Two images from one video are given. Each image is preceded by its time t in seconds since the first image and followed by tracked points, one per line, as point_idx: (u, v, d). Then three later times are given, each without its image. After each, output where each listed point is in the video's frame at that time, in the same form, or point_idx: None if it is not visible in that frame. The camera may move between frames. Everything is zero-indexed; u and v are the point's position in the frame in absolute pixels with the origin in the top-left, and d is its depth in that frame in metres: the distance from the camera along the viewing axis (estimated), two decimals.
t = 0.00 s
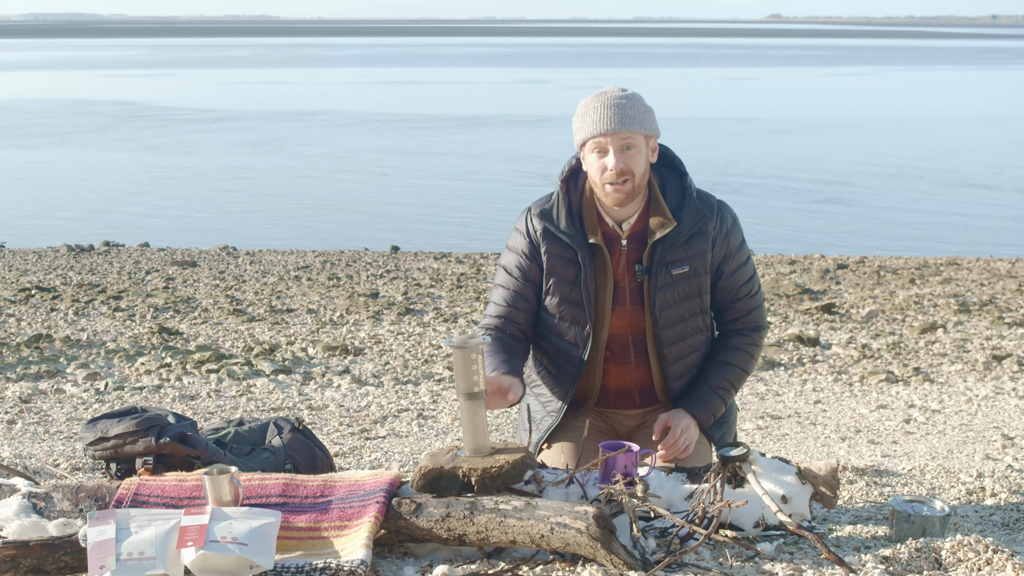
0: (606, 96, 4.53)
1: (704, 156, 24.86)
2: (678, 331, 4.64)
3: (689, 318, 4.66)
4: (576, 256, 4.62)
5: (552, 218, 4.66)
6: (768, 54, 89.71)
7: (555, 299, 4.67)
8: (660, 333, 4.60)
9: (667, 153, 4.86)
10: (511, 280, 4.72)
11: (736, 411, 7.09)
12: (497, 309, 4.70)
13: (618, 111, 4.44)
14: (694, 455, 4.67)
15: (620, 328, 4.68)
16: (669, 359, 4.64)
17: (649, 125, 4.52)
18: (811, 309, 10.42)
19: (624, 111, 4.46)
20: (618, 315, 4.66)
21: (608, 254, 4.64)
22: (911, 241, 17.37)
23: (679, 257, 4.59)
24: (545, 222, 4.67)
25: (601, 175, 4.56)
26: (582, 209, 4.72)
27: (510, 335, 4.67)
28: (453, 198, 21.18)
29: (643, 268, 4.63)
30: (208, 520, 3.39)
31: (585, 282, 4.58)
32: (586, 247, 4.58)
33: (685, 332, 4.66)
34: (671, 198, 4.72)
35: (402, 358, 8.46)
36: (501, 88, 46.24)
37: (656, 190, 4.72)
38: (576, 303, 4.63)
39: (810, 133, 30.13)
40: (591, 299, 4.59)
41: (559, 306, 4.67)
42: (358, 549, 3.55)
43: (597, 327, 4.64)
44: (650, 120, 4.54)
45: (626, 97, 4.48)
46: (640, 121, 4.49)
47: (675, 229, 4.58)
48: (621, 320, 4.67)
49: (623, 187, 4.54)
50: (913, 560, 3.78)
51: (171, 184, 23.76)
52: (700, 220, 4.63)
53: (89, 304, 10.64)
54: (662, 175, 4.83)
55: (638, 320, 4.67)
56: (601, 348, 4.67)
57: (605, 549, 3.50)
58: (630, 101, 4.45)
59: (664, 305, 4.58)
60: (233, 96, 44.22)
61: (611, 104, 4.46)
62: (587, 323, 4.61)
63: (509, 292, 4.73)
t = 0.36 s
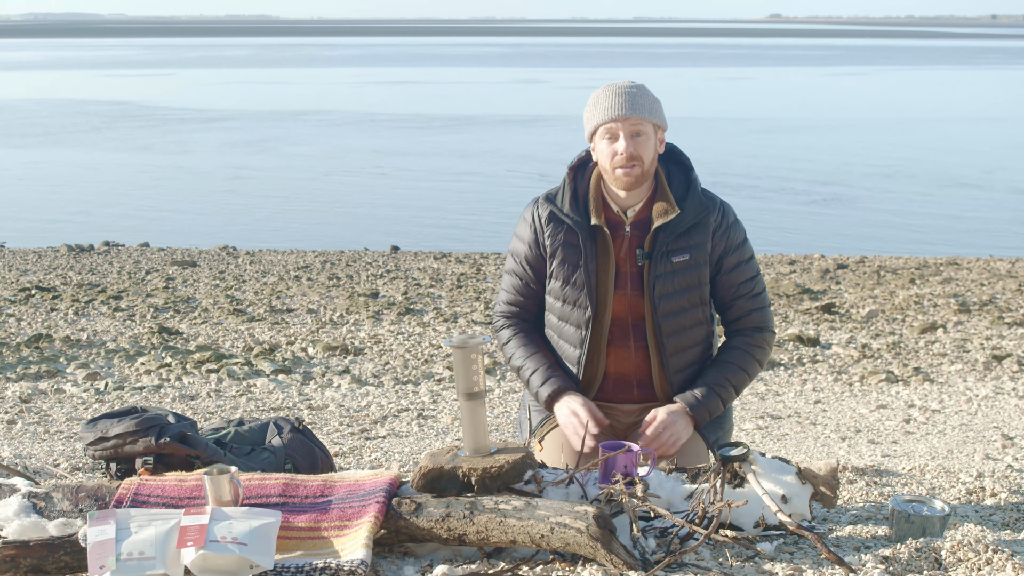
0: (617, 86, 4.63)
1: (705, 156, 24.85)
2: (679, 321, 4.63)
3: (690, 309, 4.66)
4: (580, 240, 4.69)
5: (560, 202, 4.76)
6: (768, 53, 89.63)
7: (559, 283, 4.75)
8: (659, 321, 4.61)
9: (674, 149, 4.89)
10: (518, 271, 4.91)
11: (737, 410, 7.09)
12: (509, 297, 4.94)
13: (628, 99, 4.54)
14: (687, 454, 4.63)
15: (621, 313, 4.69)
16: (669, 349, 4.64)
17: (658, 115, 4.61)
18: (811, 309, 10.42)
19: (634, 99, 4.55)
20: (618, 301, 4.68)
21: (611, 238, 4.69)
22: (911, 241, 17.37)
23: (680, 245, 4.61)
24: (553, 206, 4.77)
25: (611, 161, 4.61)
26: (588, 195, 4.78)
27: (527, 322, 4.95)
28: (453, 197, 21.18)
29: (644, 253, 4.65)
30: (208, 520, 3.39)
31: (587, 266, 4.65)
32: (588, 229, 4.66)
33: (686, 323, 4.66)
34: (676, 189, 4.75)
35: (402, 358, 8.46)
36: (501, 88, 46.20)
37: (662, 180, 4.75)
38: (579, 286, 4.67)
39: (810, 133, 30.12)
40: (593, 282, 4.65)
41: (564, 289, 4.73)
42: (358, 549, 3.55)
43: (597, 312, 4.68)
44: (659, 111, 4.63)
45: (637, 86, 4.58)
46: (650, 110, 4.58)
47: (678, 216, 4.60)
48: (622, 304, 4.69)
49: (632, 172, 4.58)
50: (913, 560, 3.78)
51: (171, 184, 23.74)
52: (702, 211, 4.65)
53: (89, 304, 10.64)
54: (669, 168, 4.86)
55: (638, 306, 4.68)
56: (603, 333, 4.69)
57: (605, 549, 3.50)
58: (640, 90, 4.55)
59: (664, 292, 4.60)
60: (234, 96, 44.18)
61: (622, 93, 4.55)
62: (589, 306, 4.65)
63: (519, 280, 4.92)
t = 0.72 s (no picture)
0: (620, 91, 4.63)
1: (705, 157, 24.84)
2: (676, 318, 4.64)
3: (687, 306, 4.66)
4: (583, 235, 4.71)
5: (563, 199, 4.77)
6: (768, 53, 89.58)
7: (564, 278, 4.75)
8: (657, 316, 4.61)
9: (676, 153, 4.90)
10: (531, 268, 4.89)
11: (736, 411, 7.09)
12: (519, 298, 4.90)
13: (631, 104, 4.53)
14: (689, 456, 4.52)
15: (621, 308, 4.69)
16: (667, 345, 4.65)
17: (660, 119, 4.61)
18: (811, 309, 10.42)
19: (637, 104, 4.55)
20: (619, 296, 4.68)
21: (613, 235, 4.70)
22: (911, 241, 17.36)
23: (676, 242, 4.62)
24: (557, 202, 4.79)
25: (612, 162, 4.62)
26: (590, 193, 4.79)
27: (537, 324, 4.89)
28: (453, 197, 21.17)
29: (642, 249, 4.65)
30: (208, 520, 3.39)
31: (589, 260, 4.65)
32: (591, 224, 4.66)
33: (683, 321, 4.66)
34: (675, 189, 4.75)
35: (402, 358, 8.46)
36: (501, 87, 46.19)
37: (662, 181, 4.76)
38: (582, 281, 4.69)
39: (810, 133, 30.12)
40: (594, 277, 4.65)
41: (568, 285, 4.74)
42: (358, 549, 3.55)
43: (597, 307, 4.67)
44: (662, 116, 4.63)
45: (640, 91, 4.58)
46: (652, 114, 4.58)
47: (674, 215, 4.62)
48: (622, 297, 4.68)
49: (632, 174, 4.60)
50: (913, 560, 3.78)
51: (172, 183, 23.74)
52: (698, 211, 4.66)
53: (89, 304, 10.63)
54: (670, 170, 4.85)
55: (637, 302, 4.68)
56: (604, 327, 4.69)
57: (605, 549, 3.50)
58: (643, 96, 4.56)
59: (661, 288, 4.60)
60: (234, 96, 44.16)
61: (624, 97, 4.55)
62: (590, 299, 4.66)
63: (530, 281, 4.89)
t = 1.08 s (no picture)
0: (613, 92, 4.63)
1: (705, 157, 24.85)
2: (668, 314, 4.63)
3: (680, 302, 4.65)
4: (576, 233, 4.72)
5: (557, 198, 4.79)
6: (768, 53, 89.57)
7: (558, 276, 4.76)
8: (649, 312, 4.61)
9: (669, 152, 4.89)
10: (526, 266, 4.88)
11: (736, 411, 7.09)
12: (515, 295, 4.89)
13: (624, 107, 4.53)
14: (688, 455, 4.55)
15: (615, 305, 4.70)
16: (659, 342, 4.64)
17: (653, 121, 4.60)
18: (811, 309, 10.42)
19: (631, 107, 4.54)
20: (613, 293, 4.69)
21: (606, 232, 4.71)
22: (911, 241, 17.36)
23: (668, 239, 4.63)
24: (551, 202, 4.81)
25: (605, 164, 4.63)
26: (584, 192, 4.81)
27: (533, 321, 4.88)
28: (453, 197, 21.17)
29: (634, 246, 4.66)
30: (209, 520, 3.39)
31: (582, 257, 4.67)
32: (584, 222, 4.69)
33: (676, 317, 4.65)
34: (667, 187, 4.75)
35: (402, 358, 8.45)
36: (500, 87, 46.19)
37: (654, 179, 4.75)
38: (575, 279, 4.70)
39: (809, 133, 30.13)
40: (587, 274, 4.67)
41: (562, 283, 4.75)
42: (358, 549, 3.55)
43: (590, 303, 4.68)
44: (655, 117, 4.63)
45: (633, 93, 4.58)
46: (645, 116, 4.57)
47: (665, 213, 4.61)
48: (614, 294, 4.69)
49: (626, 176, 4.62)
50: (913, 560, 3.78)
51: (171, 183, 23.75)
52: (690, 208, 4.65)
53: (89, 304, 10.63)
54: (663, 168, 4.84)
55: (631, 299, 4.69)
56: (598, 324, 4.70)
57: (604, 548, 3.50)
58: (637, 97, 4.55)
59: (653, 285, 4.60)
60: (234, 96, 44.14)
61: (617, 99, 4.54)
62: (583, 297, 4.67)
63: (527, 280, 4.88)
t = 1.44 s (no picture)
0: (601, 94, 4.64)
1: (705, 157, 24.85)
2: (668, 318, 4.64)
3: (679, 306, 4.66)
4: (570, 241, 4.71)
5: (549, 207, 4.78)
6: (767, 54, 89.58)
7: (554, 284, 4.76)
8: (648, 317, 4.61)
9: (660, 152, 4.89)
10: (520, 278, 4.88)
11: (736, 411, 7.09)
12: (511, 307, 4.89)
13: (612, 108, 4.54)
14: (688, 454, 4.56)
15: (614, 311, 4.68)
16: (659, 346, 4.64)
17: (642, 121, 4.61)
18: (811, 309, 10.42)
19: (619, 107, 4.55)
20: (611, 299, 4.67)
21: (602, 239, 4.70)
22: (911, 241, 17.37)
23: (666, 242, 4.62)
24: (544, 211, 4.79)
25: (595, 167, 4.63)
26: (576, 199, 4.80)
27: (530, 332, 4.88)
28: (452, 197, 21.17)
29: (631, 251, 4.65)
30: (208, 520, 3.39)
31: (578, 264, 4.66)
32: (578, 230, 4.67)
33: (675, 321, 4.66)
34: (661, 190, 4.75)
35: (402, 358, 8.46)
36: (500, 87, 46.17)
37: (647, 181, 4.75)
38: (572, 286, 4.70)
39: (809, 133, 30.13)
40: (584, 281, 4.66)
41: (558, 290, 4.75)
42: (357, 549, 3.55)
43: (588, 310, 4.67)
44: (643, 117, 4.64)
45: (621, 93, 4.58)
46: (634, 117, 4.58)
47: (661, 216, 4.61)
48: (613, 301, 4.68)
49: (617, 177, 4.62)
50: (913, 560, 3.77)
51: (171, 183, 23.75)
52: (687, 210, 4.66)
53: (88, 304, 10.63)
54: (655, 170, 4.85)
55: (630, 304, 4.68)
56: (596, 330, 4.69)
57: (604, 549, 3.50)
58: (624, 98, 4.55)
59: (652, 289, 4.60)
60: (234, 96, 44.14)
61: (605, 101, 4.56)
62: (580, 304, 4.66)
63: (521, 289, 4.88)
